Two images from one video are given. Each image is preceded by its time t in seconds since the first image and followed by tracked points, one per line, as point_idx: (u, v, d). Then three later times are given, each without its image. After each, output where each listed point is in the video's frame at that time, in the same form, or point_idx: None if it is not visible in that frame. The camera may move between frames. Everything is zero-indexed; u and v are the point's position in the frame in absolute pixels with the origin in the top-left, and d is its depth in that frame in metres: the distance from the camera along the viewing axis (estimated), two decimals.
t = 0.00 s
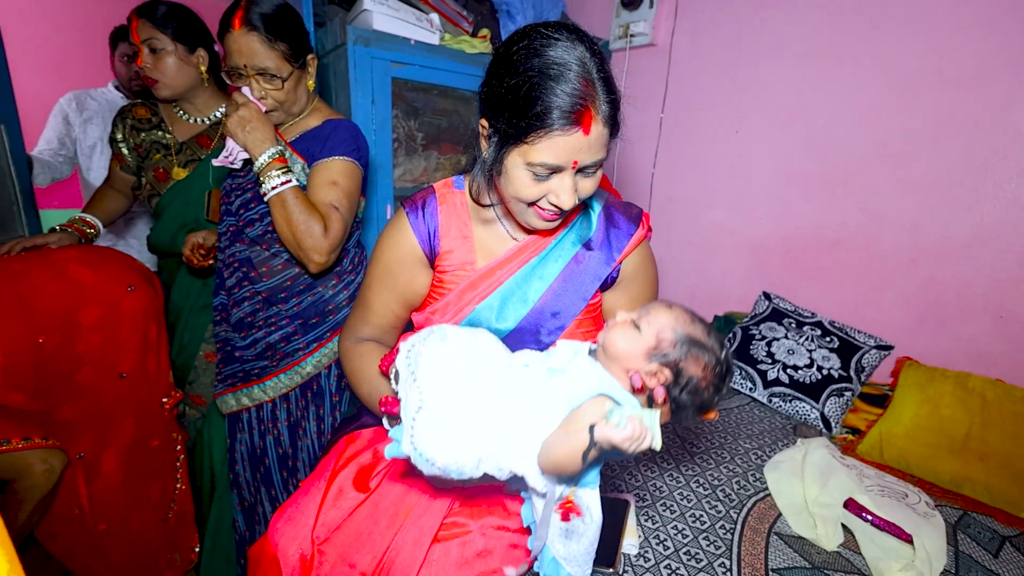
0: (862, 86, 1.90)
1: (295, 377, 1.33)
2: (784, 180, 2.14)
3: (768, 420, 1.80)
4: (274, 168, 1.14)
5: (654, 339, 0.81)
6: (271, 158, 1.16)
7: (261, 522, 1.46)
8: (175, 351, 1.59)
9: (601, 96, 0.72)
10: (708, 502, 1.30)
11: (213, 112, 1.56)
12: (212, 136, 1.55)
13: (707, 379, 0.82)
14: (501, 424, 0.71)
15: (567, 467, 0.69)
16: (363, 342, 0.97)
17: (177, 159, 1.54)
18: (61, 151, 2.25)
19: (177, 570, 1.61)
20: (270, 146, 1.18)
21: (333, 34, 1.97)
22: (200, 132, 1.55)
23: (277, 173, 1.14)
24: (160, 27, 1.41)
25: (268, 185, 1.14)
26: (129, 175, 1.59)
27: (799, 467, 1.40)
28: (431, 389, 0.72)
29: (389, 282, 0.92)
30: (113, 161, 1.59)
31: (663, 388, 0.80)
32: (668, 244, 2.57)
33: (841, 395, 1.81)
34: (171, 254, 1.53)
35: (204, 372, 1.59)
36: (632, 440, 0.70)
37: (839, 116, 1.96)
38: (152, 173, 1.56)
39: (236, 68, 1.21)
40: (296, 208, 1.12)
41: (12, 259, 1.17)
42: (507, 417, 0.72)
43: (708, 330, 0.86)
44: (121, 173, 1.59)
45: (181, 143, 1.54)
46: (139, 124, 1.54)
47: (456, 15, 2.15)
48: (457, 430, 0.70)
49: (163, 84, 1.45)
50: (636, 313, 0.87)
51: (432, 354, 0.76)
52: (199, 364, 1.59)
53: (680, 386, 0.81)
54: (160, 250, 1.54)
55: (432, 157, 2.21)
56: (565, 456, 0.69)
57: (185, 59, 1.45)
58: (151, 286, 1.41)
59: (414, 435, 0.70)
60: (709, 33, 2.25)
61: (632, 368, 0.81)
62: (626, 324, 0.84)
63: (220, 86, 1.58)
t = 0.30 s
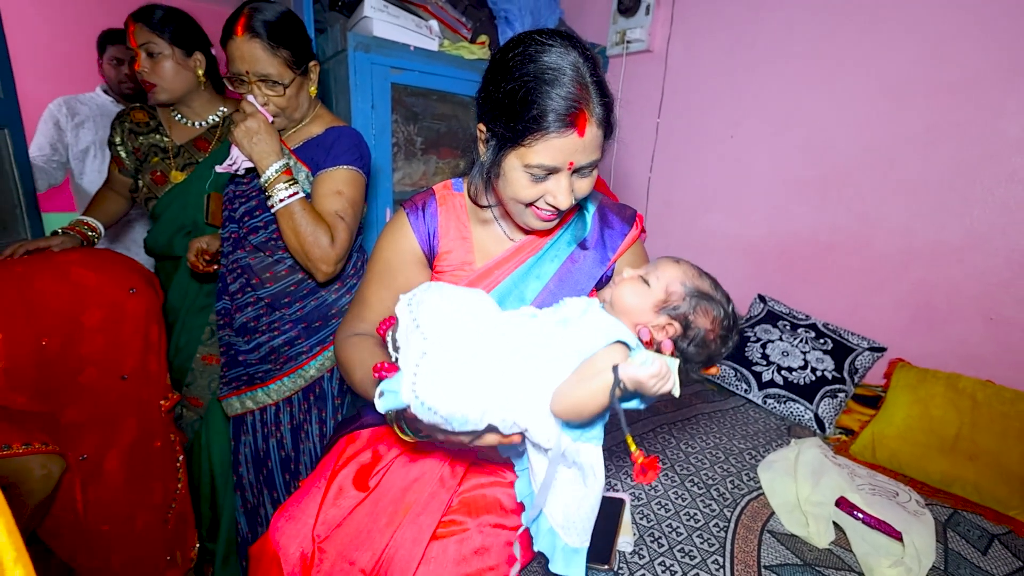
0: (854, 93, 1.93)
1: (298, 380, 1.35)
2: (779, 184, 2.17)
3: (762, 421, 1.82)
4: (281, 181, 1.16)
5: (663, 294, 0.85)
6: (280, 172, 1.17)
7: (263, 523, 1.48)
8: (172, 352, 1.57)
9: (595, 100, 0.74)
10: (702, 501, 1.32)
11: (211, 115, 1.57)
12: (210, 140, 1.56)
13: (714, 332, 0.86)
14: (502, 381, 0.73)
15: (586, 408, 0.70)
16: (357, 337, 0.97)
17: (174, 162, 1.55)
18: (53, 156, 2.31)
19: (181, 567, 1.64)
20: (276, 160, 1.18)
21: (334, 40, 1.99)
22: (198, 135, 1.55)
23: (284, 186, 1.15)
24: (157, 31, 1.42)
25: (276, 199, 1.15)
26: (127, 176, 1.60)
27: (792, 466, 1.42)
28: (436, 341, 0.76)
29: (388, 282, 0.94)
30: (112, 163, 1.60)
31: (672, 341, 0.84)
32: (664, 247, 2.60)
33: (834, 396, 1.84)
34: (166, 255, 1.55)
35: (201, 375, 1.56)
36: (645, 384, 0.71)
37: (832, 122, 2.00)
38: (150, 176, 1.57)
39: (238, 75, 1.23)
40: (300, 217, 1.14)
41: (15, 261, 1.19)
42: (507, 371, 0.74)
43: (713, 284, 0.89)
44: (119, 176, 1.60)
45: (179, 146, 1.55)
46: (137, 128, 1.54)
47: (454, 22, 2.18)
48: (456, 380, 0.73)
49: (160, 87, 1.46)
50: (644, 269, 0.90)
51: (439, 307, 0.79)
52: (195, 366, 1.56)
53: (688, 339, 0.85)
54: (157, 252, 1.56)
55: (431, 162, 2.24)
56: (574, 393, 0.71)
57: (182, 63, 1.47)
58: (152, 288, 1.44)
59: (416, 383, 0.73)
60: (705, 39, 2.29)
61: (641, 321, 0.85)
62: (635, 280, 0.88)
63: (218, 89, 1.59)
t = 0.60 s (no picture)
0: (851, 92, 1.95)
1: (308, 379, 1.38)
2: (778, 183, 2.19)
3: (761, 417, 1.84)
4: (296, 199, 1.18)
5: (642, 322, 0.85)
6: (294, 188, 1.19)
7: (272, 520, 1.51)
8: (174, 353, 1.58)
9: (588, 97, 0.77)
10: (701, 494, 1.35)
11: (214, 116, 1.58)
12: (213, 141, 1.57)
13: (690, 360, 0.86)
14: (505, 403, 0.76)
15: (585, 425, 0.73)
16: (372, 341, 1.02)
17: (178, 164, 1.56)
18: (51, 160, 2.45)
19: (186, 561, 1.69)
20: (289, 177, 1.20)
21: (337, 42, 2.02)
22: (200, 137, 1.57)
23: (299, 203, 1.17)
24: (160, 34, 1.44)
25: (294, 215, 1.17)
26: (131, 178, 1.61)
27: (789, 461, 1.44)
28: (432, 376, 0.76)
29: (395, 281, 0.97)
30: (116, 164, 1.61)
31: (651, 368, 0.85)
32: (664, 246, 2.62)
33: (832, 393, 1.85)
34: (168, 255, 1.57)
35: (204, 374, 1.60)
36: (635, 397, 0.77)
37: (830, 121, 2.02)
38: (153, 178, 1.57)
39: (247, 78, 1.26)
40: (315, 229, 1.17)
41: (28, 263, 1.20)
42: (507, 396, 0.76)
43: (690, 313, 0.90)
44: (123, 176, 1.62)
45: (182, 148, 1.56)
46: (140, 130, 1.56)
47: (456, 24, 2.21)
48: (456, 406, 0.74)
49: (163, 90, 1.48)
50: (625, 298, 0.91)
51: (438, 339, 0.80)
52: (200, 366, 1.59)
53: (666, 366, 0.85)
54: (160, 251, 1.58)
55: (433, 162, 2.27)
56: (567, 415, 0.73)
57: (184, 66, 1.48)
58: (161, 287, 1.48)
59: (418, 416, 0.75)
60: (704, 40, 2.31)
61: (623, 348, 0.85)
62: (616, 307, 0.88)
63: (218, 90, 1.60)
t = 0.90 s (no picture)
0: (848, 94, 1.97)
1: (314, 379, 1.38)
2: (776, 185, 2.21)
3: (760, 417, 1.85)
4: (306, 225, 1.23)
5: (624, 368, 0.89)
6: (300, 215, 1.24)
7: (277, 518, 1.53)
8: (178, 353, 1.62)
9: (580, 110, 0.79)
10: (698, 492, 1.36)
11: (217, 120, 1.61)
12: (214, 145, 1.59)
13: (668, 402, 0.91)
14: (495, 441, 0.78)
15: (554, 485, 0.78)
16: (372, 339, 1.04)
17: (179, 167, 1.58)
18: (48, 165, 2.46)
19: (191, 560, 1.73)
20: (292, 206, 1.26)
21: (340, 47, 2.05)
22: (202, 140, 1.59)
23: (309, 229, 1.23)
24: (162, 38, 1.44)
25: (310, 239, 1.23)
26: (134, 179, 1.63)
27: (786, 460, 1.46)
28: (435, 407, 0.80)
29: (393, 281, 0.99)
30: (119, 166, 1.63)
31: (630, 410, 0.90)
32: (664, 247, 2.65)
33: (830, 393, 1.86)
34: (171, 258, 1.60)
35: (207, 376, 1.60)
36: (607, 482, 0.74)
37: (827, 123, 2.04)
38: (155, 181, 1.58)
39: (256, 84, 1.28)
40: (331, 244, 1.25)
41: (37, 264, 1.23)
42: (497, 435, 0.79)
43: (670, 355, 0.94)
44: (126, 178, 1.64)
45: (184, 151, 1.58)
46: (143, 133, 1.57)
47: (457, 28, 2.24)
48: (454, 438, 0.78)
49: (167, 95, 1.51)
50: (608, 341, 0.95)
51: (436, 377, 0.84)
52: (201, 366, 1.61)
53: (644, 407, 0.90)
54: (162, 254, 1.60)
55: (434, 165, 2.29)
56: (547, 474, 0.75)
57: (187, 71, 1.50)
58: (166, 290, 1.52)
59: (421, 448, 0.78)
60: (703, 43, 2.34)
61: (604, 391, 0.90)
62: (599, 351, 0.92)
63: (219, 94, 1.62)
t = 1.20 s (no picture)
0: (849, 96, 1.99)
1: (327, 375, 1.41)
2: (778, 186, 2.22)
3: (763, 417, 1.86)
4: (317, 251, 1.32)
5: (615, 375, 0.95)
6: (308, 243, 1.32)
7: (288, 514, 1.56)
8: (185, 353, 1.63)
9: (580, 117, 0.81)
10: (699, 490, 1.38)
11: (225, 125, 1.62)
12: (224, 150, 1.62)
13: (653, 409, 0.98)
14: (490, 438, 0.81)
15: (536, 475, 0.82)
16: (380, 335, 1.07)
17: (190, 171, 1.61)
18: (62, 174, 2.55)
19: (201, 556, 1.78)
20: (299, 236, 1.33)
21: (347, 52, 2.09)
22: (212, 145, 1.62)
23: (320, 253, 1.32)
24: (174, 45, 1.46)
25: (325, 264, 1.33)
26: (145, 182, 1.66)
27: (787, 459, 1.47)
28: (434, 403, 0.82)
29: (398, 279, 1.02)
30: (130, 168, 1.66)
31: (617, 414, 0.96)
32: (668, 249, 2.66)
33: (833, 393, 1.87)
34: (179, 260, 1.62)
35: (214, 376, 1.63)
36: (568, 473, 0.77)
37: (829, 124, 2.05)
38: (167, 186, 1.62)
39: (274, 89, 1.31)
40: (346, 260, 1.34)
41: (56, 266, 1.25)
42: (495, 431, 0.82)
43: (657, 367, 1.01)
44: (136, 179, 1.67)
45: (194, 156, 1.61)
46: (153, 137, 1.60)
47: (462, 33, 2.28)
48: (455, 435, 0.80)
49: (177, 100, 1.52)
50: (602, 346, 0.99)
51: (435, 376, 0.85)
52: (210, 366, 1.63)
53: (631, 412, 0.97)
54: (169, 255, 1.62)
55: (440, 168, 2.31)
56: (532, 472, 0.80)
57: (197, 77, 1.52)
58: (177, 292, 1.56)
59: (422, 441, 0.80)
60: (706, 45, 2.36)
61: (595, 394, 0.95)
62: (593, 356, 0.97)
63: (229, 100, 1.64)
